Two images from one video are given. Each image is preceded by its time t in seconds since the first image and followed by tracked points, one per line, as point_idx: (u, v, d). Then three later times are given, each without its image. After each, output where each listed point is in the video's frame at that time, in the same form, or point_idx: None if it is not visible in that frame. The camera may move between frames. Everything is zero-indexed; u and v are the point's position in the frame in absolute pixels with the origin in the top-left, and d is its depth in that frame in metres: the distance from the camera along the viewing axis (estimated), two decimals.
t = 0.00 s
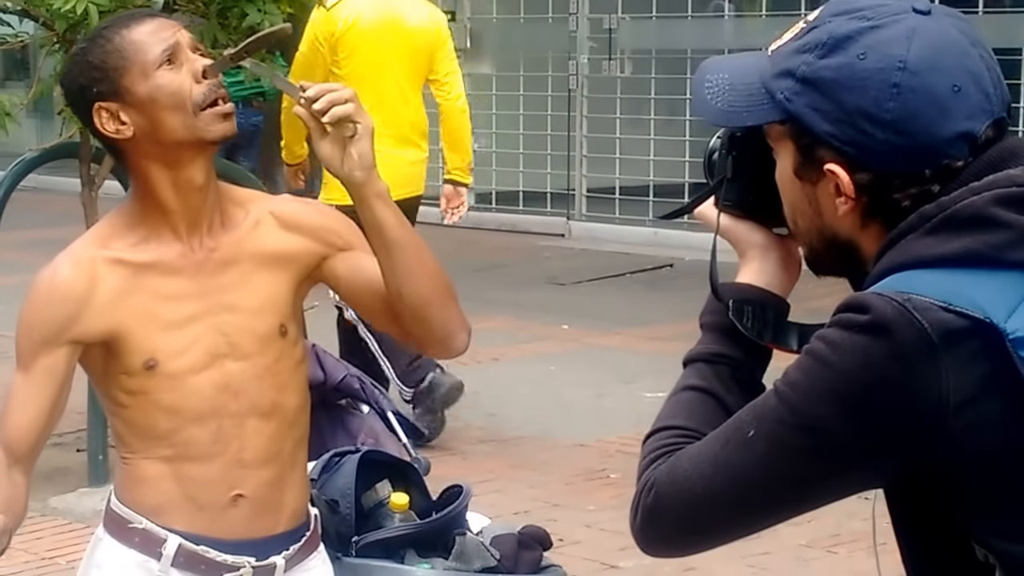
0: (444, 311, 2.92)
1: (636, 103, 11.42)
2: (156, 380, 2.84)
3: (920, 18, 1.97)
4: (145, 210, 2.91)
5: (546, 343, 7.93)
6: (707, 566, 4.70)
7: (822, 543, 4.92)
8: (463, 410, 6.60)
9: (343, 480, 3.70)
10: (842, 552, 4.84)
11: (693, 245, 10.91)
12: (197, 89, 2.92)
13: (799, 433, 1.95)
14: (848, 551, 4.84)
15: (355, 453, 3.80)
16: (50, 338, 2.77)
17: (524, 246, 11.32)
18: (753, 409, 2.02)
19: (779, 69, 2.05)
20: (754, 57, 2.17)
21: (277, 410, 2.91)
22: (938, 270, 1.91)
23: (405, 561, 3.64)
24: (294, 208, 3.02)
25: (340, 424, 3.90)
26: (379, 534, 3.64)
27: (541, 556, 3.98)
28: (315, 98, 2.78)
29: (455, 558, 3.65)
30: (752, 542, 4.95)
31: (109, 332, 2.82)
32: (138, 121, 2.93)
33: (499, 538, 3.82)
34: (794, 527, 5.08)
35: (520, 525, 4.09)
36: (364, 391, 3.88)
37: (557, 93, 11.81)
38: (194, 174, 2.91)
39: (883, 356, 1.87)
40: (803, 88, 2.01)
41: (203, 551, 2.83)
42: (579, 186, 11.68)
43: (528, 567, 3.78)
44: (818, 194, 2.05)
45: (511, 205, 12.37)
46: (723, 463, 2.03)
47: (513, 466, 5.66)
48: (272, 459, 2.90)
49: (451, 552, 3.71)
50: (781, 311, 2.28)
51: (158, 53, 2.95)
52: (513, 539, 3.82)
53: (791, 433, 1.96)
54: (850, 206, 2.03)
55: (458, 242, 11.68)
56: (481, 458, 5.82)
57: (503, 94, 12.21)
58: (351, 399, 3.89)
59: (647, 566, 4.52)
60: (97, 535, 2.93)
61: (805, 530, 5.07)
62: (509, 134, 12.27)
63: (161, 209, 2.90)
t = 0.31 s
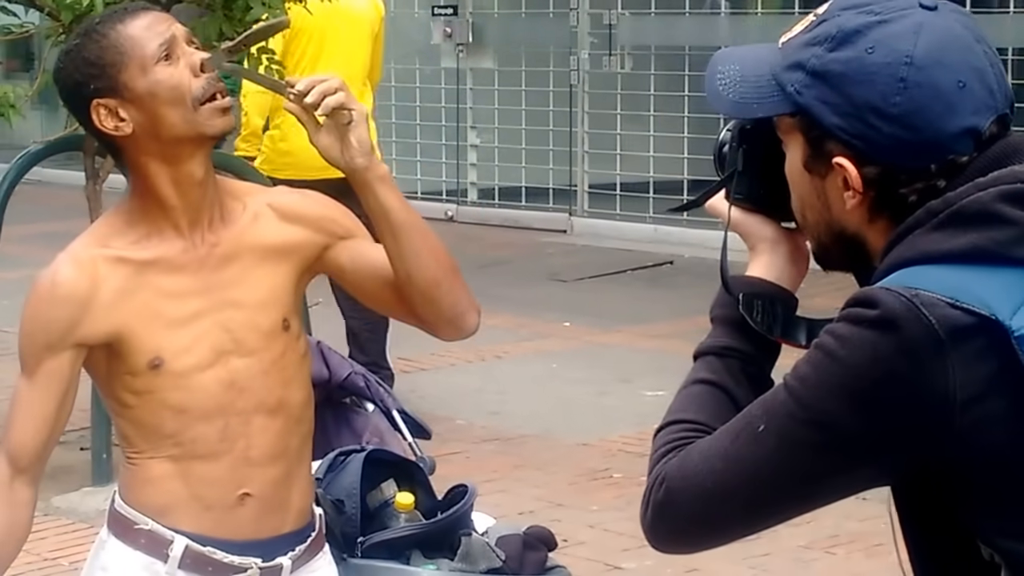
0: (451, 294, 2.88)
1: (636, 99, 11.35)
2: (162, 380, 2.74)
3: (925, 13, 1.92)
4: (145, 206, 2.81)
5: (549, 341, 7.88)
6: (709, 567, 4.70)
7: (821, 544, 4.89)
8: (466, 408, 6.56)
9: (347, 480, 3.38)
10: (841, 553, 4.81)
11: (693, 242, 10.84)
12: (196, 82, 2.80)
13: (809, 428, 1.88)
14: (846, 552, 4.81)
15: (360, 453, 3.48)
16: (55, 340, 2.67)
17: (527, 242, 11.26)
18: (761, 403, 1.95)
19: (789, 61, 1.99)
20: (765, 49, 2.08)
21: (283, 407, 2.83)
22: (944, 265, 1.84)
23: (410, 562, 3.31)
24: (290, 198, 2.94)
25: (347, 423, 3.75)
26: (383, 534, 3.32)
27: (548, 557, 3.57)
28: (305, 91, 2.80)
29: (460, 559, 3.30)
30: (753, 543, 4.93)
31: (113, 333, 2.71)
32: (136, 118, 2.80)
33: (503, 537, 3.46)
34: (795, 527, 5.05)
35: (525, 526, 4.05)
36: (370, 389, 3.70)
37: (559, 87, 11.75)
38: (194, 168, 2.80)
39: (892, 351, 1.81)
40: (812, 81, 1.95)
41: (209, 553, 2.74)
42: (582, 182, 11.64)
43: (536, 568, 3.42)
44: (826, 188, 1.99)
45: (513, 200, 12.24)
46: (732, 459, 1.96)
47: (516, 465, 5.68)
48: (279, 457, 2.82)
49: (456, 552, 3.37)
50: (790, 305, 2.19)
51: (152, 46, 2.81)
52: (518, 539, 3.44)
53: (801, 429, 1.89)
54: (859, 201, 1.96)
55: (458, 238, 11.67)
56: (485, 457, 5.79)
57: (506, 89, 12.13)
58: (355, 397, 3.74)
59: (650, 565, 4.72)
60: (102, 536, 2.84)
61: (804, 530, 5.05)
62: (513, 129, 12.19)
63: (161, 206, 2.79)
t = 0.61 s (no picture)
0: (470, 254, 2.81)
1: (636, 96, 11.31)
2: (163, 380, 2.67)
3: (929, 8, 1.86)
4: (145, 203, 2.74)
5: (551, 339, 7.86)
6: (712, 568, 4.68)
7: (822, 545, 4.86)
8: (469, 407, 6.53)
9: (351, 479, 3.26)
10: (843, 554, 4.78)
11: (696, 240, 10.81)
12: (202, 81, 2.74)
13: (815, 428, 1.82)
14: (847, 552, 4.79)
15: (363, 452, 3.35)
16: (56, 340, 2.60)
17: (528, 240, 11.25)
18: (767, 402, 1.89)
19: (793, 56, 1.93)
20: (768, 43, 2.03)
21: (286, 405, 2.76)
22: (948, 265, 1.79)
23: (414, 563, 3.21)
24: (287, 189, 2.87)
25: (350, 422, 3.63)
26: (387, 534, 3.21)
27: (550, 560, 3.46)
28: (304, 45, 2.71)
29: (465, 560, 3.21)
30: (755, 543, 4.91)
31: (117, 333, 2.64)
32: (137, 115, 2.74)
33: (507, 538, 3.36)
34: (797, 527, 5.04)
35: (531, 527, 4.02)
36: (373, 387, 3.61)
37: (561, 84, 11.71)
38: (198, 163, 2.74)
39: (897, 350, 1.75)
40: (816, 77, 1.89)
41: (213, 553, 2.67)
42: (584, 179, 11.60)
43: (540, 569, 3.33)
44: (830, 184, 1.92)
45: (515, 197, 12.22)
46: (738, 459, 1.89)
47: (519, 465, 5.65)
48: (283, 456, 2.75)
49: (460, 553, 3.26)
50: (796, 304, 2.10)
51: (160, 46, 2.75)
52: (521, 540, 3.35)
53: (805, 429, 1.83)
54: (861, 198, 1.89)
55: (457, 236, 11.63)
56: (487, 457, 5.77)
57: (507, 85, 12.07)
58: (357, 395, 3.63)
59: (654, 566, 4.71)
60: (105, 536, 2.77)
61: (807, 531, 5.03)
62: (513, 126, 12.13)
63: (163, 203, 2.73)
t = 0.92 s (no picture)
0: (476, 218, 2.81)
1: (638, 94, 11.31)
2: (163, 378, 2.68)
3: (927, 6, 1.82)
4: (143, 203, 2.75)
5: (551, 338, 7.86)
6: (711, 566, 4.69)
7: (821, 542, 4.87)
8: (471, 406, 6.53)
9: (351, 477, 3.27)
10: (842, 551, 4.78)
11: (697, 238, 10.81)
12: (197, 80, 2.75)
13: (816, 427, 1.80)
14: (846, 550, 4.79)
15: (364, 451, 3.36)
16: (55, 340, 2.61)
17: (530, 238, 11.26)
18: (766, 401, 1.86)
19: (793, 54, 1.88)
20: (768, 41, 1.97)
21: (287, 402, 2.76)
22: (948, 264, 1.77)
23: (414, 562, 3.20)
24: (286, 183, 2.88)
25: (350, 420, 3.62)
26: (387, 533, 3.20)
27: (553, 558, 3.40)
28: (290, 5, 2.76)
29: (465, 559, 3.19)
30: (755, 541, 4.92)
31: (115, 332, 2.65)
32: (134, 116, 2.75)
33: (509, 537, 3.34)
34: (796, 525, 5.04)
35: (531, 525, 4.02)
36: (374, 386, 3.60)
37: (561, 83, 11.72)
38: (195, 162, 2.75)
39: (899, 350, 1.73)
40: (815, 75, 1.85)
41: (214, 552, 2.67)
42: (585, 178, 11.59)
43: (541, 568, 3.30)
44: (829, 183, 1.89)
45: (516, 196, 12.24)
46: (737, 457, 1.86)
47: (519, 464, 5.65)
48: (283, 454, 2.75)
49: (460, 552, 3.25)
50: (798, 301, 2.03)
51: (154, 42, 2.76)
52: (523, 538, 3.33)
53: (805, 428, 1.80)
54: (862, 196, 1.86)
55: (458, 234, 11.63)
56: (488, 455, 5.77)
57: (507, 83, 12.08)
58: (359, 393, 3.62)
59: (654, 564, 4.71)
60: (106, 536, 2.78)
61: (806, 528, 5.03)
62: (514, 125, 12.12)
63: (161, 202, 2.74)
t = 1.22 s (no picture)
0: (468, 203, 2.81)
1: (638, 94, 11.33)
2: (162, 378, 2.68)
3: (926, 5, 1.83)
4: (140, 203, 2.75)
5: (552, 337, 7.86)
6: (712, 565, 4.70)
7: (823, 541, 4.87)
8: (471, 405, 6.54)
9: (351, 477, 3.28)
10: (844, 550, 4.79)
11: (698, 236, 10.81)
12: (193, 80, 2.75)
13: (816, 427, 1.80)
14: (847, 548, 4.79)
15: (364, 449, 3.37)
16: (54, 341, 2.62)
17: (531, 237, 11.26)
18: (766, 399, 1.86)
19: (792, 54, 1.88)
20: (767, 41, 1.97)
21: (286, 400, 2.76)
22: (950, 263, 1.77)
23: (415, 561, 3.19)
24: (282, 180, 2.88)
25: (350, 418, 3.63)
26: (387, 532, 3.20)
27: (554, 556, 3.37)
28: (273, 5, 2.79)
29: (465, 558, 3.20)
30: (756, 540, 4.93)
31: (113, 332, 2.65)
32: (129, 116, 2.75)
33: (509, 536, 3.33)
34: (796, 523, 5.05)
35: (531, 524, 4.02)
36: (374, 384, 3.61)
37: (561, 82, 11.74)
38: (190, 161, 2.75)
39: (898, 349, 1.73)
40: (815, 74, 1.84)
41: (214, 551, 2.68)
42: (585, 176, 11.58)
43: (541, 567, 3.28)
44: (830, 183, 1.88)
45: (516, 195, 12.24)
46: (736, 458, 1.86)
47: (520, 463, 5.66)
48: (283, 452, 2.75)
49: (460, 551, 3.24)
50: (799, 301, 2.03)
51: (148, 42, 2.77)
52: (523, 538, 3.31)
53: (804, 428, 1.80)
54: (862, 195, 1.86)
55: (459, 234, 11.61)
56: (488, 454, 5.79)
57: (508, 83, 12.09)
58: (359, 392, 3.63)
59: (654, 563, 4.72)
60: (106, 535, 2.79)
61: (807, 527, 5.04)
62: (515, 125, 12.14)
63: (158, 202, 2.74)
